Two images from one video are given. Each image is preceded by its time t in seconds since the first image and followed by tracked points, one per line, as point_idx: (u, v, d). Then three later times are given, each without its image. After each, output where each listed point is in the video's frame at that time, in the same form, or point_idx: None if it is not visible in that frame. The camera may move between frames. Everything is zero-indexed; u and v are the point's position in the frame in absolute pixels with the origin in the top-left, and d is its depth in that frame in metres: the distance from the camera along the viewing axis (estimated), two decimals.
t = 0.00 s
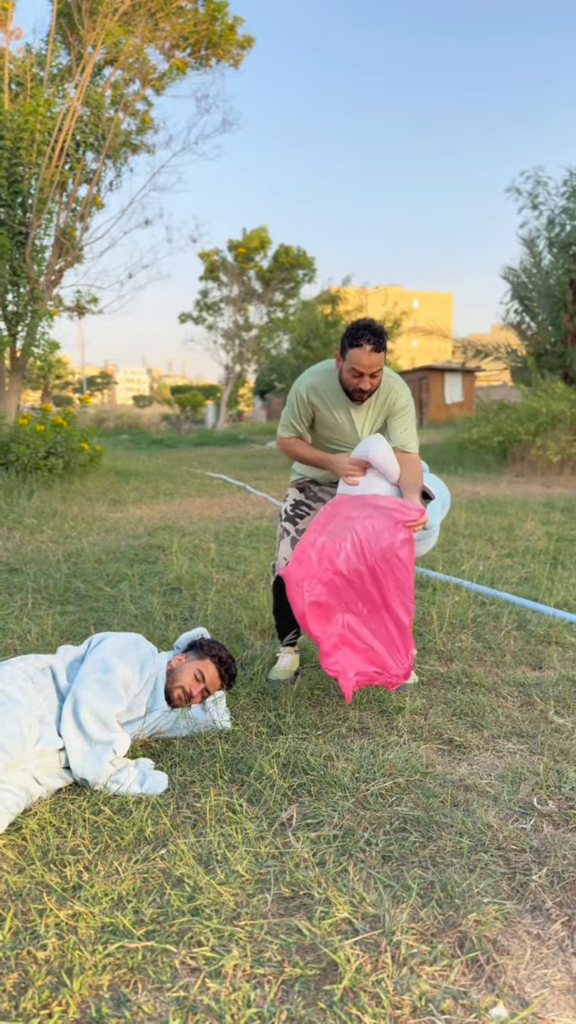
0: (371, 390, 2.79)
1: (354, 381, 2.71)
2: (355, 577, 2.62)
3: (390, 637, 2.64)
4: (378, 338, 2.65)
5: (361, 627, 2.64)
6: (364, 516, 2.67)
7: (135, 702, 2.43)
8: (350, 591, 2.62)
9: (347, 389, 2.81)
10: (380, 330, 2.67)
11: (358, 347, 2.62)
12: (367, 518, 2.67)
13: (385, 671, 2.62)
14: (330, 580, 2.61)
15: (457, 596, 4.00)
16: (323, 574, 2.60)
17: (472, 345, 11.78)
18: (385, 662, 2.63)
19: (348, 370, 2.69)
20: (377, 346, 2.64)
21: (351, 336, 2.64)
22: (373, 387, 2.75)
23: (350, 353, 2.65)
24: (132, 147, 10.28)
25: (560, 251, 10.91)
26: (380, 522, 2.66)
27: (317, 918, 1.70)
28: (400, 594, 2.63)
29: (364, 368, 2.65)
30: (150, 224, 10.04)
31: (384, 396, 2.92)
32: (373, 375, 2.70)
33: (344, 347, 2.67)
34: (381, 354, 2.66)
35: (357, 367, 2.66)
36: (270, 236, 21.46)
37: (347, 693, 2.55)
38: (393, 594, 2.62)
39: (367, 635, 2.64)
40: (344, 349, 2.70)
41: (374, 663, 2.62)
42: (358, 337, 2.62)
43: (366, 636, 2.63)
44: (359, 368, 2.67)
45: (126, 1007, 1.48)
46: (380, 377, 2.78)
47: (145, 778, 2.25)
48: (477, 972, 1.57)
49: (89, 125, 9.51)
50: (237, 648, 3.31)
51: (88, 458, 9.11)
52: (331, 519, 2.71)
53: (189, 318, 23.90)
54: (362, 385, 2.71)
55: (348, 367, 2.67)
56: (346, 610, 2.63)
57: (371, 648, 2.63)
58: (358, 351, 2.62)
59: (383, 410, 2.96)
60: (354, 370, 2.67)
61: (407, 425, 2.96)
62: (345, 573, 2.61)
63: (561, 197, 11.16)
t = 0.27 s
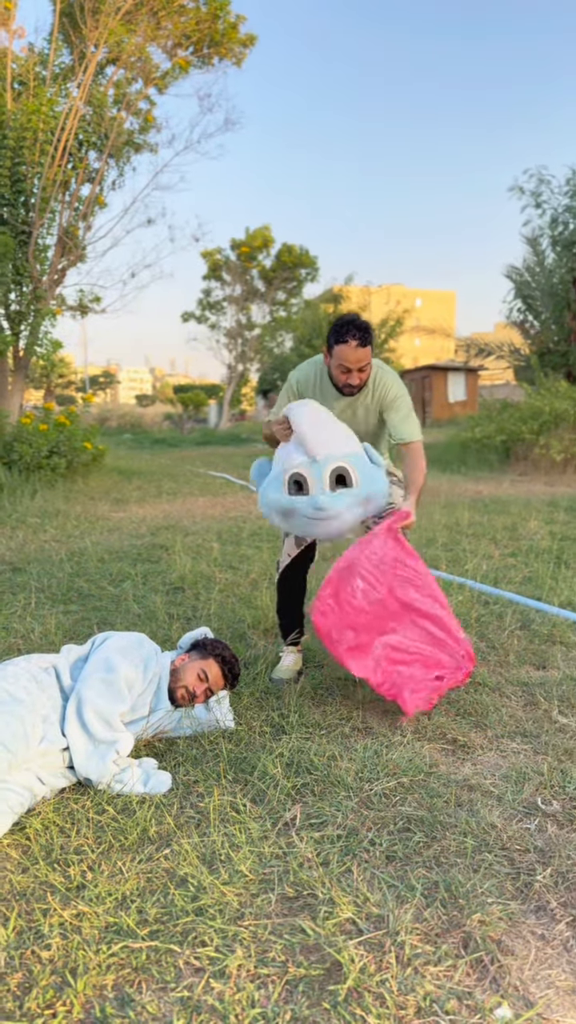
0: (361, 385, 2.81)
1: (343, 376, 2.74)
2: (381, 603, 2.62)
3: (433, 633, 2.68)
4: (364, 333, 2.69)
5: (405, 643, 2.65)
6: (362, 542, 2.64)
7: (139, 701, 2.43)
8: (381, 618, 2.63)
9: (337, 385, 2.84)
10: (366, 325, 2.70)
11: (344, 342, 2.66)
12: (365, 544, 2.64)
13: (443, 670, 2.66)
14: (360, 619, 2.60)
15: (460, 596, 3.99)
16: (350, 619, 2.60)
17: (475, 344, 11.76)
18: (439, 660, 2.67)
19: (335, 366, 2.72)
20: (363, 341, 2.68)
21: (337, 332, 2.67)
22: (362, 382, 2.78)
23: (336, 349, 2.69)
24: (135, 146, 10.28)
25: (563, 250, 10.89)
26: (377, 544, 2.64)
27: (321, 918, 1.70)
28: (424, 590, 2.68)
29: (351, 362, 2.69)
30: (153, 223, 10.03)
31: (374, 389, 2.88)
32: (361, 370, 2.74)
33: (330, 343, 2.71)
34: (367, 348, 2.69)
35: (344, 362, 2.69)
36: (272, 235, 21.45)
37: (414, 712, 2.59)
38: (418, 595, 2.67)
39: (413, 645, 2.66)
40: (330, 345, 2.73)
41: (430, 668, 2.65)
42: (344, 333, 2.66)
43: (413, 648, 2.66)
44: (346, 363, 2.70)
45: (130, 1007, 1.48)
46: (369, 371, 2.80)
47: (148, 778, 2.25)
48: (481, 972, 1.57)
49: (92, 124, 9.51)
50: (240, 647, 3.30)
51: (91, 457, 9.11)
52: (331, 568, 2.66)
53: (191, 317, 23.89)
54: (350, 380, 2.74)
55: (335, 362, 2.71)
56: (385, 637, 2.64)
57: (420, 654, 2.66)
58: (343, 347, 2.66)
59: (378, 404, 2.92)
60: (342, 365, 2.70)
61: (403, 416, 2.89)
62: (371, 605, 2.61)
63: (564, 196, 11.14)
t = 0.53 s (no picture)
0: (357, 371, 2.84)
1: (339, 364, 2.77)
2: (377, 571, 2.71)
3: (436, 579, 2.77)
4: (358, 320, 2.71)
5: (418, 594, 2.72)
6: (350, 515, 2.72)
7: (142, 700, 2.43)
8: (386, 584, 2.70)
9: (333, 374, 2.86)
10: (359, 312, 2.73)
11: (339, 331, 2.68)
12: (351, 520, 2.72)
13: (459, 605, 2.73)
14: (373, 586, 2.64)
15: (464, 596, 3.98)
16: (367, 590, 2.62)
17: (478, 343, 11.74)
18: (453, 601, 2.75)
19: (331, 354, 2.75)
20: (359, 328, 2.70)
21: (331, 320, 2.69)
22: (358, 368, 2.81)
23: (332, 338, 2.71)
24: (138, 146, 10.26)
25: (567, 248, 10.87)
26: (358, 513, 2.73)
27: (325, 919, 1.70)
28: (410, 545, 2.79)
29: (347, 349, 2.72)
30: (156, 222, 10.02)
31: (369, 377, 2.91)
32: (357, 356, 2.77)
33: (325, 331, 2.73)
34: (362, 334, 2.72)
35: (340, 350, 2.72)
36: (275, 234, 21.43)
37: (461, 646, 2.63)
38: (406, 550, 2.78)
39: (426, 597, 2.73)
40: (326, 334, 2.75)
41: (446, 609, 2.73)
42: (339, 321, 2.68)
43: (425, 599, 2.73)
44: (343, 350, 2.73)
45: (134, 1007, 1.48)
46: (364, 357, 2.83)
47: (151, 777, 2.25)
48: (486, 973, 1.57)
49: (95, 124, 9.49)
50: (243, 647, 3.30)
51: (94, 456, 9.11)
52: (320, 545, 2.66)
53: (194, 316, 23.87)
54: (347, 368, 2.77)
55: (332, 351, 2.74)
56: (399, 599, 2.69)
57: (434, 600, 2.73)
58: (339, 333, 2.68)
59: (374, 393, 2.94)
60: (338, 353, 2.73)
61: (401, 398, 2.93)
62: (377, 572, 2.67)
63: (568, 194, 11.12)
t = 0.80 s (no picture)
0: (360, 375, 2.83)
1: (342, 371, 2.77)
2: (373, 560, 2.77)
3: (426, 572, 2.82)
4: (355, 326, 2.69)
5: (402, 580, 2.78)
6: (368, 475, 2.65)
7: (145, 698, 2.42)
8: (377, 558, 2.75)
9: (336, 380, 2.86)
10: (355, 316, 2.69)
11: (338, 341, 2.66)
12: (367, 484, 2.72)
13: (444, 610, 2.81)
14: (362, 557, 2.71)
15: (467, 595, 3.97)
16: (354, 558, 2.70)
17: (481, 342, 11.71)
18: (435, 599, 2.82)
19: (333, 363, 2.74)
20: (357, 335, 2.68)
21: (329, 331, 2.67)
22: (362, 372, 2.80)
23: (332, 349, 2.69)
24: (141, 146, 10.27)
25: (570, 247, 10.85)
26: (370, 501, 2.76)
27: (328, 918, 1.69)
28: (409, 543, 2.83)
29: (348, 358, 2.70)
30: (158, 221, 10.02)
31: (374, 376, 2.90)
32: (359, 361, 2.75)
33: (324, 342, 2.71)
34: (361, 340, 2.70)
35: (341, 359, 2.70)
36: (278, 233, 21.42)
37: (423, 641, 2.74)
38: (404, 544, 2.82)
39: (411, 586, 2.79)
40: (324, 343, 2.74)
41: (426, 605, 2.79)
42: (336, 330, 2.66)
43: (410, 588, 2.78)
44: (344, 359, 2.71)
45: (137, 1007, 1.48)
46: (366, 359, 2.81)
47: (155, 777, 2.25)
48: (490, 973, 1.56)
49: (98, 123, 9.49)
50: (247, 646, 3.29)
51: (98, 456, 9.11)
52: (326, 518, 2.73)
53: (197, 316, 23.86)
54: (351, 374, 2.77)
55: (333, 361, 2.73)
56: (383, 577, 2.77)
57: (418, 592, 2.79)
58: (339, 345, 2.67)
59: (382, 392, 2.95)
60: (340, 363, 2.72)
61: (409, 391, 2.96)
62: (370, 545, 2.72)
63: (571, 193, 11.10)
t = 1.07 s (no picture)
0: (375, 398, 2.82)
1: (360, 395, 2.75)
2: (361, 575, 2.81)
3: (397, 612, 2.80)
4: (375, 352, 2.66)
5: (367, 609, 2.81)
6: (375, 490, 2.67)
7: (147, 699, 2.41)
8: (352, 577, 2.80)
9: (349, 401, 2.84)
10: (373, 343, 2.67)
11: (357, 367, 2.64)
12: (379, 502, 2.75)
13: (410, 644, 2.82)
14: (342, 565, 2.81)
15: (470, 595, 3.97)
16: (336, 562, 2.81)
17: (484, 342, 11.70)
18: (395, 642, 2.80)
19: (351, 388, 2.72)
20: (376, 361, 2.66)
21: (349, 357, 2.65)
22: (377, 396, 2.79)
23: (350, 374, 2.67)
24: (143, 145, 10.27)
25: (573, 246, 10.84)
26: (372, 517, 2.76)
27: (330, 919, 1.69)
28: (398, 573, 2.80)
29: (367, 383, 2.68)
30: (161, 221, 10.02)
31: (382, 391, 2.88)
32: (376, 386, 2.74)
33: (342, 367, 2.69)
34: (380, 366, 2.68)
35: (360, 384, 2.68)
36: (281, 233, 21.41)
37: (363, 679, 2.71)
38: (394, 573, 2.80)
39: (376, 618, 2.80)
40: (342, 367, 2.71)
41: (385, 645, 2.79)
42: (356, 357, 2.64)
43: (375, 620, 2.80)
44: (362, 384, 2.69)
45: (138, 1008, 1.47)
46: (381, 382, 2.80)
47: (156, 777, 2.25)
48: (491, 975, 1.56)
49: (100, 123, 9.49)
50: (249, 647, 3.29)
51: (100, 455, 9.11)
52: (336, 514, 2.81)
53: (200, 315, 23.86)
54: (367, 398, 2.75)
55: (351, 386, 2.70)
56: (353, 597, 2.82)
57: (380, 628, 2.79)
58: (358, 371, 2.64)
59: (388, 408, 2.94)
60: (358, 388, 2.70)
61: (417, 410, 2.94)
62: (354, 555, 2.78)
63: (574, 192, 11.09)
